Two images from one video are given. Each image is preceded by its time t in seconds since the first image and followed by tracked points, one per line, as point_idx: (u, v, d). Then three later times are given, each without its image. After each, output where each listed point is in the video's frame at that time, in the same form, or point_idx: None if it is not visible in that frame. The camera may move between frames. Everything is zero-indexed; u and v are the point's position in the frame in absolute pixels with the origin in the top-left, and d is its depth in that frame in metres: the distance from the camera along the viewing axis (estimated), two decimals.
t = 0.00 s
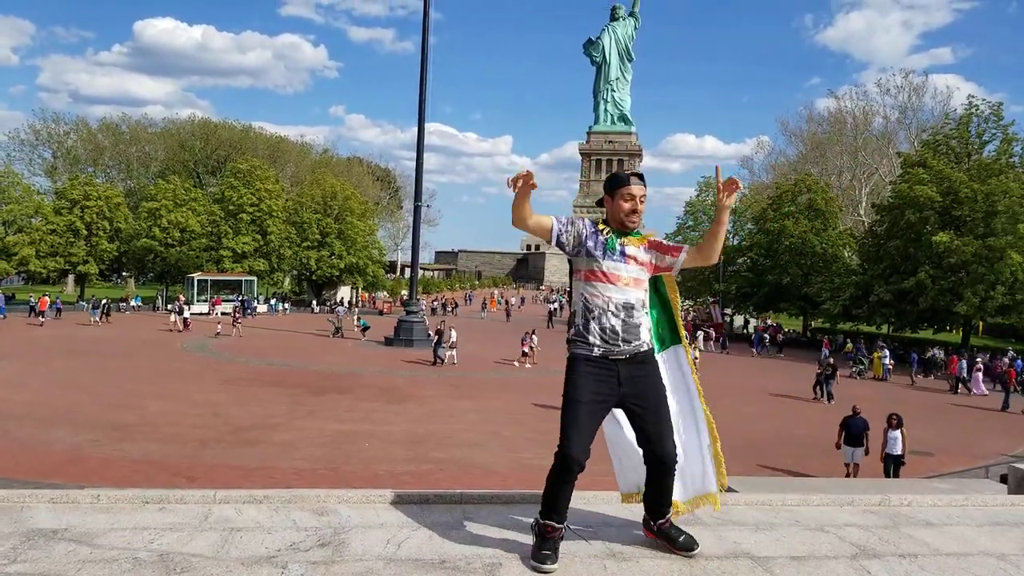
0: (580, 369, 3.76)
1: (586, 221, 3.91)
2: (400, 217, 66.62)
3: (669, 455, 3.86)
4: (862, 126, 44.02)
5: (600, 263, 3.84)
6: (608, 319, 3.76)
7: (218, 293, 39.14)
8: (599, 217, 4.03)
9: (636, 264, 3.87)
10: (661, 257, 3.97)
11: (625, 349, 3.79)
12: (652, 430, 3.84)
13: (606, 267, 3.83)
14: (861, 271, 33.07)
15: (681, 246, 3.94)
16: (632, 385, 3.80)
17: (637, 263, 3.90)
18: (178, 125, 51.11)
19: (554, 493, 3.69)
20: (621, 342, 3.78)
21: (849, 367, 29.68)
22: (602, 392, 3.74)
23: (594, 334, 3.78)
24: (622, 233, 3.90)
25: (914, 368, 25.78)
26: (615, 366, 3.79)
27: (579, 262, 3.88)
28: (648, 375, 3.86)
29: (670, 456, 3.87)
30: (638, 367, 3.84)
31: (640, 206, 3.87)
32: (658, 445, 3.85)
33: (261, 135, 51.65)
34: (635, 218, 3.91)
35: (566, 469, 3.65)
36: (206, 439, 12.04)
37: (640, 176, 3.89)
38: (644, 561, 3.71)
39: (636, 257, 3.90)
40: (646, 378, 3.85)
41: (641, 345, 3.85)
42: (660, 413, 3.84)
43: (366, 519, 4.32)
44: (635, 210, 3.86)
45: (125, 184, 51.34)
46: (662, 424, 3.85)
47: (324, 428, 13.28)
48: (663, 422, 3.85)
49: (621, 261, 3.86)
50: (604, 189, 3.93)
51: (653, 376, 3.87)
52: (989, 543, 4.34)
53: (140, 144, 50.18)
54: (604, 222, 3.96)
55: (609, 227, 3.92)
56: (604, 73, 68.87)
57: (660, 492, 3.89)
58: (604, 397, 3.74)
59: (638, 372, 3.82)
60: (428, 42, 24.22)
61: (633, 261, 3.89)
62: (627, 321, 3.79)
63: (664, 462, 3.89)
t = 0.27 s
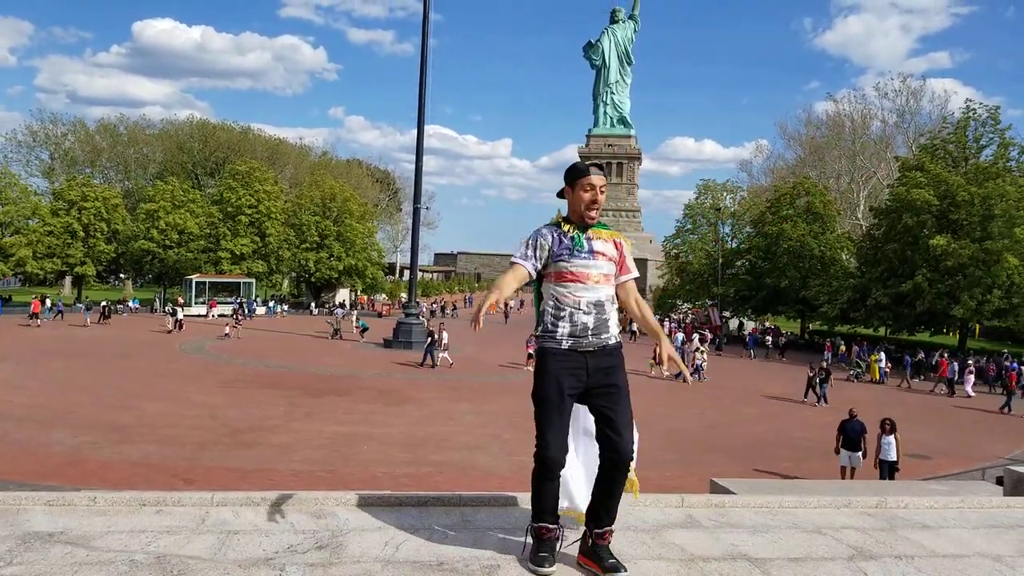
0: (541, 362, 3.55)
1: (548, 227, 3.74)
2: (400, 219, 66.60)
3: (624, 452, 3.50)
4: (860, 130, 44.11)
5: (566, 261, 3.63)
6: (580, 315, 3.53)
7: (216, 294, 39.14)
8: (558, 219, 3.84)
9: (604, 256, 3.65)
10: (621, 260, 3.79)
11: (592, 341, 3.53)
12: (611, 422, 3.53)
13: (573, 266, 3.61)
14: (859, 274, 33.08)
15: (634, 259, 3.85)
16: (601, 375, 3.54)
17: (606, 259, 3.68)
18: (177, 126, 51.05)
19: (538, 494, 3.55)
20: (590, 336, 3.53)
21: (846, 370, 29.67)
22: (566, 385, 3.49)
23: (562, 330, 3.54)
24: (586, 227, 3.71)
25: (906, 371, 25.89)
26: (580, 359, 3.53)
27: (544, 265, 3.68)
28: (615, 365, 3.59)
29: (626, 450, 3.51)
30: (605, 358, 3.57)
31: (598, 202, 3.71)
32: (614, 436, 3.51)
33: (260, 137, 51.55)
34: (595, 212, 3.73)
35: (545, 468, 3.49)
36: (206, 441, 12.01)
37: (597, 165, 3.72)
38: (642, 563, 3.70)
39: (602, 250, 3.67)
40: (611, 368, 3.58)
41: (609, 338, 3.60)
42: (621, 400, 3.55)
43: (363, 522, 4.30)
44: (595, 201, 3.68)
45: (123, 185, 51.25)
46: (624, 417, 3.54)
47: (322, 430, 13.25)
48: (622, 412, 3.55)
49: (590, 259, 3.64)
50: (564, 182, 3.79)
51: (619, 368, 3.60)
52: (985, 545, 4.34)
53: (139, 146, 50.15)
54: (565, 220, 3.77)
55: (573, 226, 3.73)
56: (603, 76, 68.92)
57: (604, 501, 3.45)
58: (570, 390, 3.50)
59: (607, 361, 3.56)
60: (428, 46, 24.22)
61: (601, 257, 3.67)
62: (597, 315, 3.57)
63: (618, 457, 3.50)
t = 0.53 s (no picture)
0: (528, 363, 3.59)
1: (539, 222, 3.64)
2: (400, 221, 66.61)
3: (613, 407, 3.51)
4: (861, 132, 44.09)
5: (557, 260, 3.56)
6: (568, 313, 3.51)
7: (217, 296, 39.16)
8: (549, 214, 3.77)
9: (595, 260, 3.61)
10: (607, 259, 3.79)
11: (579, 335, 3.53)
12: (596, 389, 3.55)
13: (564, 268, 3.56)
14: (860, 276, 33.06)
15: (615, 259, 3.86)
16: (584, 358, 3.56)
17: (595, 261, 3.65)
18: (178, 129, 51.19)
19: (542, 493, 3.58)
20: (577, 332, 3.53)
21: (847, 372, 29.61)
22: (550, 379, 3.53)
23: (549, 327, 3.54)
24: (580, 227, 3.64)
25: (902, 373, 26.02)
26: (565, 350, 3.54)
27: (533, 262, 3.61)
28: (599, 347, 3.59)
29: (617, 407, 3.52)
30: (589, 342, 3.57)
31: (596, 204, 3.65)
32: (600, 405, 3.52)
33: (261, 139, 51.65)
34: (590, 213, 3.66)
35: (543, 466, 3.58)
36: (206, 442, 12.02)
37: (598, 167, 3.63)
38: (642, 565, 3.71)
39: (592, 251, 3.62)
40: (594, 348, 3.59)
41: (596, 330, 3.60)
42: (605, 372, 3.56)
43: (363, 523, 4.31)
44: (593, 202, 3.61)
45: (124, 188, 51.28)
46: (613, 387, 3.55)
47: (322, 432, 13.25)
48: (609, 379, 3.55)
49: (580, 260, 3.60)
50: (562, 177, 3.69)
51: (603, 348, 3.60)
52: (986, 548, 4.35)
53: (140, 148, 50.19)
54: (559, 217, 3.70)
55: (566, 224, 3.66)
56: (603, 78, 68.95)
57: (600, 481, 3.67)
58: (557, 384, 3.53)
59: (592, 347, 3.56)
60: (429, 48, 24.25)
61: (591, 258, 3.62)
62: (585, 313, 3.55)
63: (611, 415, 3.52)
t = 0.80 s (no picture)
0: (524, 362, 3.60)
1: (548, 209, 3.62)
2: (400, 224, 66.61)
3: (604, 381, 3.34)
4: (861, 133, 44.12)
5: (555, 254, 3.56)
6: (561, 306, 3.49)
7: (218, 300, 39.17)
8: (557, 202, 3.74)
9: (592, 260, 3.61)
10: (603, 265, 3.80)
11: (570, 328, 3.49)
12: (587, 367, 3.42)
13: (561, 262, 3.56)
14: (860, 277, 33.05)
15: (610, 264, 3.87)
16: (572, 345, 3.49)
17: (592, 259, 3.64)
18: (178, 133, 51.27)
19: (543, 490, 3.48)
20: (570, 324, 3.49)
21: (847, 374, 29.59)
22: (541, 375, 3.51)
23: (542, 322, 3.52)
24: (585, 226, 3.64)
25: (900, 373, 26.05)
26: (556, 343, 3.50)
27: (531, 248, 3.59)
28: (592, 333, 3.52)
29: (608, 382, 3.35)
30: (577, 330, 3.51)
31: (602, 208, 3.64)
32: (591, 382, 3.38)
33: (261, 143, 51.72)
34: (596, 215, 3.65)
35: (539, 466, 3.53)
36: (206, 447, 12.01)
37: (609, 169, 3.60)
38: (644, 568, 3.70)
39: (591, 253, 3.63)
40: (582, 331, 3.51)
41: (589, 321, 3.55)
42: (596, 353, 3.44)
43: (364, 527, 4.31)
44: (598, 205, 3.59)
45: (124, 192, 51.32)
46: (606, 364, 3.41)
47: (322, 436, 13.24)
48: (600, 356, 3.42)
49: (579, 257, 3.59)
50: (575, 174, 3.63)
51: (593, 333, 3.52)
52: (988, 549, 4.34)
53: (140, 152, 50.23)
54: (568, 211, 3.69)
55: (572, 219, 3.66)
56: (603, 81, 69.01)
57: (601, 445, 3.48)
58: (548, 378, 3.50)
59: (582, 335, 3.49)
60: (428, 51, 24.26)
61: (590, 258, 3.62)
62: (578, 308, 3.53)
63: (606, 391, 3.35)
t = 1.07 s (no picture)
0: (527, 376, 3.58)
1: (541, 235, 3.66)
2: (400, 226, 66.62)
3: (611, 448, 3.41)
4: (860, 134, 44.15)
5: (556, 276, 3.56)
6: (565, 330, 3.51)
7: (218, 302, 39.16)
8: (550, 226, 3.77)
9: (594, 277, 3.60)
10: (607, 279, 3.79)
11: (576, 355, 3.52)
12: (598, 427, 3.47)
13: (562, 283, 3.56)
14: (860, 278, 33.03)
15: (612, 278, 3.87)
16: (581, 385, 3.51)
17: (594, 277, 3.64)
18: (178, 135, 51.33)
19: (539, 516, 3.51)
20: (574, 350, 3.52)
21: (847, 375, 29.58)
22: (548, 402, 3.52)
23: (546, 343, 3.54)
24: (579, 243, 3.65)
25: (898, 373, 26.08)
26: (563, 372, 3.51)
27: (530, 273, 3.61)
28: (599, 375, 3.55)
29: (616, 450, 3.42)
30: (587, 367, 3.53)
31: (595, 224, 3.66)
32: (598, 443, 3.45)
33: (261, 145, 51.79)
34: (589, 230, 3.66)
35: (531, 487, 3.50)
36: (207, 448, 12.02)
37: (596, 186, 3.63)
38: (643, 569, 3.71)
39: (591, 270, 3.63)
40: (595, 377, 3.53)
41: (594, 351, 3.57)
42: (602, 411, 3.50)
43: (364, 529, 4.31)
44: (589, 222, 3.62)
45: (124, 194, 51.34)
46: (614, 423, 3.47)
47: (323, 438, 13.25)
48: (608, 417, 3.48)
49: (579, 277, 3.59)
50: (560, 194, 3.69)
51: (603, 377, 3.54)
52: (989, 549, 4.34)
53: (140, 154, 50.22)
54: (558, 232, 3.70)
55: (566, 239, 3.66)
56: (603, 82, 69.09)
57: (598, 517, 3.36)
58: (553, 407, 3.52)
59: (590, 373, 3.52)
60: (428, 53, 24.29)
61: (590, 275, 3.62)
62: (583, 332, 3.55)
63: (608, 458, 3.42)
